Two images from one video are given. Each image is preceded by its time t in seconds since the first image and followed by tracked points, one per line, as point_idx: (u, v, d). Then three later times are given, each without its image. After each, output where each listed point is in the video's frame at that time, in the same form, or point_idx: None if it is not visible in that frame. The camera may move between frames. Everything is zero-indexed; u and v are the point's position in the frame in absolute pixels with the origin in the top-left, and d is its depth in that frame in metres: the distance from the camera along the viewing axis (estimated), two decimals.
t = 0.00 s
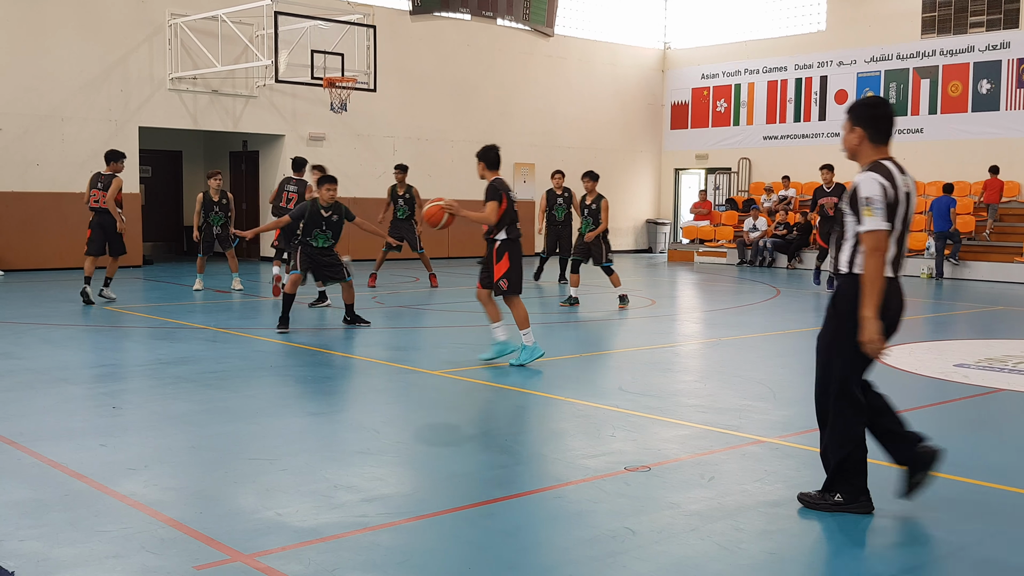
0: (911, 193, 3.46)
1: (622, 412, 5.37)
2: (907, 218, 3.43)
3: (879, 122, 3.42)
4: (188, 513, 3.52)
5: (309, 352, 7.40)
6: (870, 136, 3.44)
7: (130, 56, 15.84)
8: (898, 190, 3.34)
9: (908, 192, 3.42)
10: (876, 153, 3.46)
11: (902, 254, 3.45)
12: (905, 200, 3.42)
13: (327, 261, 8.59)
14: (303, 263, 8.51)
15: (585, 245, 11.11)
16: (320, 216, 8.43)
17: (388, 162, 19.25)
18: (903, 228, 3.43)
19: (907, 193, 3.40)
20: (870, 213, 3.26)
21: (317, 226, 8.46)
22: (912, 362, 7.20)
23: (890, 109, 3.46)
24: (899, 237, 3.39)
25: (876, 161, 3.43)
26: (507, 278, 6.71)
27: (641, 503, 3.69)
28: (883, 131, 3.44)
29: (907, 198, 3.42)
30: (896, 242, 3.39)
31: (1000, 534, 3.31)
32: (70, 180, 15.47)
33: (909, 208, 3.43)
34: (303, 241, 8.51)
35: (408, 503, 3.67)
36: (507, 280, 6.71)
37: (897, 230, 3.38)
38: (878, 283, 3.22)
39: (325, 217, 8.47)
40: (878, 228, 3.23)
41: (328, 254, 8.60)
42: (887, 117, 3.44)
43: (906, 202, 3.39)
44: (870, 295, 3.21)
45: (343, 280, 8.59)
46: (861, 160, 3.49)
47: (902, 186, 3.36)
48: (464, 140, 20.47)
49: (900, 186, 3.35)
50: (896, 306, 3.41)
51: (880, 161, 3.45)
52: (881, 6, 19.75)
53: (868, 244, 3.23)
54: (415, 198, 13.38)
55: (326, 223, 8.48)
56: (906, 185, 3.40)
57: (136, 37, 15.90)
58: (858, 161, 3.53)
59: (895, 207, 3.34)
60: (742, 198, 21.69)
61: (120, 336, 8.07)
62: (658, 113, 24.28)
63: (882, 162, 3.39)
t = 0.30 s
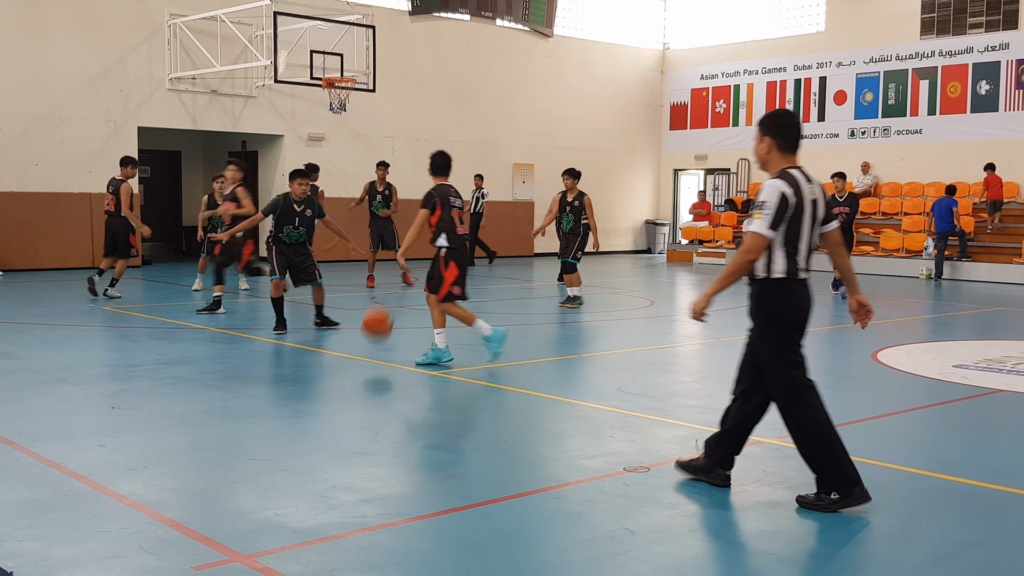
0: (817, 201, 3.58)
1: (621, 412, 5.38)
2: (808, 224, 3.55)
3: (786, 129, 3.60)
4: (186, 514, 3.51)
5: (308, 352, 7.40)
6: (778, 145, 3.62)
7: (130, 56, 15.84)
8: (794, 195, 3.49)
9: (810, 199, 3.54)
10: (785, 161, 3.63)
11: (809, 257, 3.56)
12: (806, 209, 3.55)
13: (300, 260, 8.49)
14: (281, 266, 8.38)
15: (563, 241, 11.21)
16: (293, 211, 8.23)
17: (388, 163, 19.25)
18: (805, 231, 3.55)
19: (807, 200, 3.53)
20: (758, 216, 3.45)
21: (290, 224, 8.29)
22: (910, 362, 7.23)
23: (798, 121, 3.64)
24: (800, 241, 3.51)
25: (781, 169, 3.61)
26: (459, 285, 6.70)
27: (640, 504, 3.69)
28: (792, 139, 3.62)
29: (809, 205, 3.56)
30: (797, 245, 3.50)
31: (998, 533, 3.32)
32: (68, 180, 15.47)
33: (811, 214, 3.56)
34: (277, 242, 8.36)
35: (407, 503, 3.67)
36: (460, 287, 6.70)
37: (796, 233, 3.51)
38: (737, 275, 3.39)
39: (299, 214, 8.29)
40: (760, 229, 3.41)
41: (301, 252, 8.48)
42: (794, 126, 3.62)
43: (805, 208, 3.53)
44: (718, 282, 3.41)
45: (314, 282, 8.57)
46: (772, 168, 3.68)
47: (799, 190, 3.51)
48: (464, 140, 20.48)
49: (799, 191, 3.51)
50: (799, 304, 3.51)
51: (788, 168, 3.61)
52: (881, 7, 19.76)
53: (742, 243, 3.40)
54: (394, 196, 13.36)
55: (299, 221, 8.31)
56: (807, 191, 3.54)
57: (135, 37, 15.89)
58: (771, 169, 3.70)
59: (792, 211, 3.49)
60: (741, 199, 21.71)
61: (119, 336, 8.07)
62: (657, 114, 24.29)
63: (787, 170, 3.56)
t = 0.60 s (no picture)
0: (738, 192, 3.90)
1: (618, 412, 5.38)
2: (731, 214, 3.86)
3: (705, 127, 3.86)
4: (184, 513, 3.51)
5: (306, 352, 7.39)
6: (698, 140, 3.89)
7: (127, 56, 15.82)
8: (718, 188, 3.79)
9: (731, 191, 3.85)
10: (708, 155, 3.91)
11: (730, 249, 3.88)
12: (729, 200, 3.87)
13: (282, 262, 8.42)
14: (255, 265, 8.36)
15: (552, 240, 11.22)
16: (274, 213, 8.25)
17: (386, 162, 19.25)
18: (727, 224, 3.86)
19: (729, 192, 3.84)
20: (690, 211, 3.72)
21: (270, 223, 8.29)
22: (907, 362, 7.25)
23: (718, 116, 3.91)
24: (724, 232, 3.82)
25: (704, 163, 3.90)
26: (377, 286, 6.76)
27: (637, 503, 3.70)
28: (712, 135, 3.89)
29: (732, 197, 3.87)
30: (720, 237, 3.81)
31: (994, 533, 3.33)
32: (65, 180, 15.44)
33: (733, 205, 3.87)
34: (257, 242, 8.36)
35: (404, 503, 3.67)
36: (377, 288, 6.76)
37: (719, 225, 3.81)
38: (674, 269, 3.67)
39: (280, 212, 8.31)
40: (694, 224, 3.68)
41: (283, 254, 8.41)
42: (714, 122, 3.89)
43: (728, 199, 3.84)
44: (662, 280, 3.67)
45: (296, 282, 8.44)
46: (694, 162, 3.96)
47: (723, 184, 3.81)
48: (461, 140, 20.49)
49: (722, 184, 3.80)
50: (723, 292, 3.82)
51: (709, 162, 3.91)
52: (878, 7, 19.78)
53: (680, 239, 3.66)
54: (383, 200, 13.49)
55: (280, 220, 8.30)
56: (729, 184, 3.84)
57: (132, 36, 15.88)
58: (692, 162, 3.98)
59: (718, 203, 3.80)
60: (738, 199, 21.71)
61: (117, 336, 8.06)
62: (654, 114, 24.30)
63: (710, 164, 3.85)
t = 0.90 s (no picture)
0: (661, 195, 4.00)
1: (616, 412, 5.39)
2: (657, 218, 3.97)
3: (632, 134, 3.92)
4: (182, 514, 3.51)
5: (304, 352, 7.39)
6: (620, 146, 3.95)
7: (125, 55, 15.81)
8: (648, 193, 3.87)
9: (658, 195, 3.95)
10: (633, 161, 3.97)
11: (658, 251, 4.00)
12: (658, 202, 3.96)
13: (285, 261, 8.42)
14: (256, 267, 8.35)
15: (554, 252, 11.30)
16: (270, 218, 8.24)
17: (384, 162, 19.25)
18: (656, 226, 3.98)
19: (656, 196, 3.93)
20: (628, 218, 3.76)
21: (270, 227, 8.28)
22: (904, 362, 7.27)
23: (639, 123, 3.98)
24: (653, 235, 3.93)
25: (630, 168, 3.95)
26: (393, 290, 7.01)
27: (634, 504, 3.70)
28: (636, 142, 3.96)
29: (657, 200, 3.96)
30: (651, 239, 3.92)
31: (991, 533, 3.34)
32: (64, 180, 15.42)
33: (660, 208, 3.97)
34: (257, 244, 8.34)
35: (402, 504, 3.68)
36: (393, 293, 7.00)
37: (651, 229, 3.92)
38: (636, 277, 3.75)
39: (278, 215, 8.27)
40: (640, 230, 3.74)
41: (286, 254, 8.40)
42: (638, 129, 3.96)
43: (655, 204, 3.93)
44: (637, 289, 3.73)
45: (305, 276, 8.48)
46: (617, 165, 4.00)
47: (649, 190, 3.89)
48: (459, 140, 20.49)
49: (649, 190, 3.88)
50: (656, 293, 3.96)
51: (633, 167, 3.97)
52: (877, 7, 19.79)
53: (629, 246, 3.72)
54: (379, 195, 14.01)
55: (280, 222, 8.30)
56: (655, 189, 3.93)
57: (130, 36, 15.87)
58: (616, 167, 4.05)
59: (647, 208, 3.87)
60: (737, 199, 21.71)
61: (114, 337, 8.06)
62: (652, 114, 24.30)
63: (635, 170, 3.91)
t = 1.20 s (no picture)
0: (596, 189, 4.10)
1: (615, 412, 5.39)
2: (588, 210, 4.08)
3: (564, 128, 4.08)
4: (181, 514, 3.51)
5: (303, 351, 7.39)
6: (553, 141, 4.14)
7: (123, 55, 15.80)
8: (573, 183, 4.00)
9: (590, 188, 4.06)
10: (569, 155, 4.14)
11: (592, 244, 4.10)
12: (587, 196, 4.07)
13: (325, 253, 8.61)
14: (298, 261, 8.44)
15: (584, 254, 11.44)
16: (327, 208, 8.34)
17: (382, 162, 19.24)
18: (590, 219, 4.09)
19: (585, 188, 4.05)
20: (547, 204, 3.90)
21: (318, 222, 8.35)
22: (902, 362, 7.27)
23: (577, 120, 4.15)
24: (583, 225, 4.04)
25: (563, 161, 4.12)
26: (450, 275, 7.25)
27: (633, 503, 3.70)
28: (572, 136, 4.12)
29: (589, 192, 4.07)
30: (580, 230, 4.03)
31: (990, 533, 3.34)
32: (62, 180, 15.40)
33: (592, 201, 4.08)
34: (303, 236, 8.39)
35: (400, 503, 3.68)
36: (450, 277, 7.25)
37: (578, 219, 4.03)
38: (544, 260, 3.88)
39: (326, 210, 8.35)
40: (555, 215, 3.87)
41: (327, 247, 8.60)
42: (574, 125, 4.12)
43: (584, 195, 4.04)
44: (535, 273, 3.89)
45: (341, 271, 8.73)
46: (555, 159, 4.18)
47: (578, 181, 4.03)
48: (458, 140, 20.50)
49: (577, 181, 4.02)
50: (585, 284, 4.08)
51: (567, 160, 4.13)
52: (876, 6, 19.78)
53: (542, 229, 3.86)
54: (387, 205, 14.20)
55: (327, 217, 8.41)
56: (586, 181, 4.05)
57: (129, 36, 15.86)
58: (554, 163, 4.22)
59: (572, 198, 4.00)
60: (735, 198, 21.72)
61: (112, 336, 8.05)
62: (651, 114, 24.31)
63: (566, 162, 4.07)
